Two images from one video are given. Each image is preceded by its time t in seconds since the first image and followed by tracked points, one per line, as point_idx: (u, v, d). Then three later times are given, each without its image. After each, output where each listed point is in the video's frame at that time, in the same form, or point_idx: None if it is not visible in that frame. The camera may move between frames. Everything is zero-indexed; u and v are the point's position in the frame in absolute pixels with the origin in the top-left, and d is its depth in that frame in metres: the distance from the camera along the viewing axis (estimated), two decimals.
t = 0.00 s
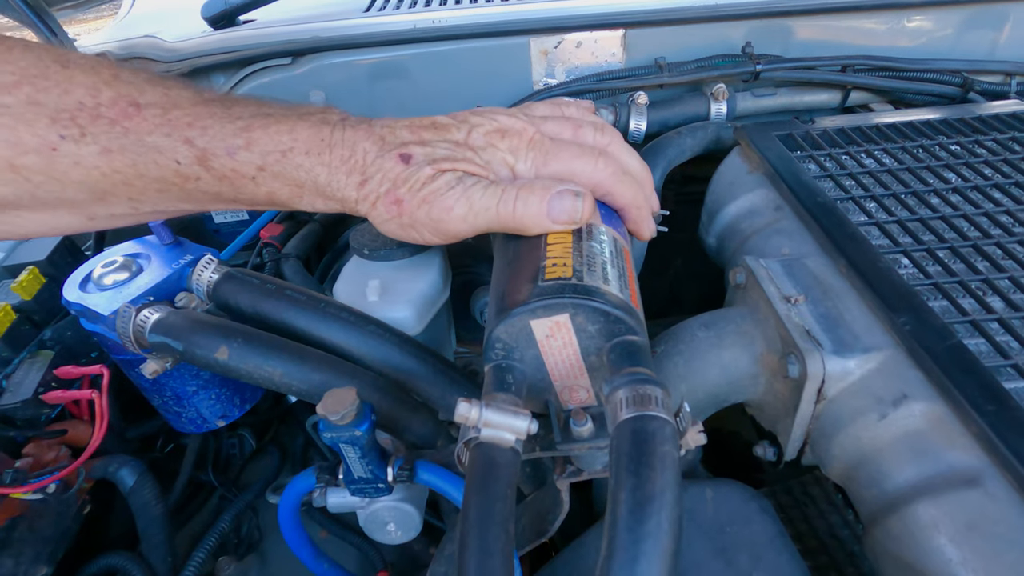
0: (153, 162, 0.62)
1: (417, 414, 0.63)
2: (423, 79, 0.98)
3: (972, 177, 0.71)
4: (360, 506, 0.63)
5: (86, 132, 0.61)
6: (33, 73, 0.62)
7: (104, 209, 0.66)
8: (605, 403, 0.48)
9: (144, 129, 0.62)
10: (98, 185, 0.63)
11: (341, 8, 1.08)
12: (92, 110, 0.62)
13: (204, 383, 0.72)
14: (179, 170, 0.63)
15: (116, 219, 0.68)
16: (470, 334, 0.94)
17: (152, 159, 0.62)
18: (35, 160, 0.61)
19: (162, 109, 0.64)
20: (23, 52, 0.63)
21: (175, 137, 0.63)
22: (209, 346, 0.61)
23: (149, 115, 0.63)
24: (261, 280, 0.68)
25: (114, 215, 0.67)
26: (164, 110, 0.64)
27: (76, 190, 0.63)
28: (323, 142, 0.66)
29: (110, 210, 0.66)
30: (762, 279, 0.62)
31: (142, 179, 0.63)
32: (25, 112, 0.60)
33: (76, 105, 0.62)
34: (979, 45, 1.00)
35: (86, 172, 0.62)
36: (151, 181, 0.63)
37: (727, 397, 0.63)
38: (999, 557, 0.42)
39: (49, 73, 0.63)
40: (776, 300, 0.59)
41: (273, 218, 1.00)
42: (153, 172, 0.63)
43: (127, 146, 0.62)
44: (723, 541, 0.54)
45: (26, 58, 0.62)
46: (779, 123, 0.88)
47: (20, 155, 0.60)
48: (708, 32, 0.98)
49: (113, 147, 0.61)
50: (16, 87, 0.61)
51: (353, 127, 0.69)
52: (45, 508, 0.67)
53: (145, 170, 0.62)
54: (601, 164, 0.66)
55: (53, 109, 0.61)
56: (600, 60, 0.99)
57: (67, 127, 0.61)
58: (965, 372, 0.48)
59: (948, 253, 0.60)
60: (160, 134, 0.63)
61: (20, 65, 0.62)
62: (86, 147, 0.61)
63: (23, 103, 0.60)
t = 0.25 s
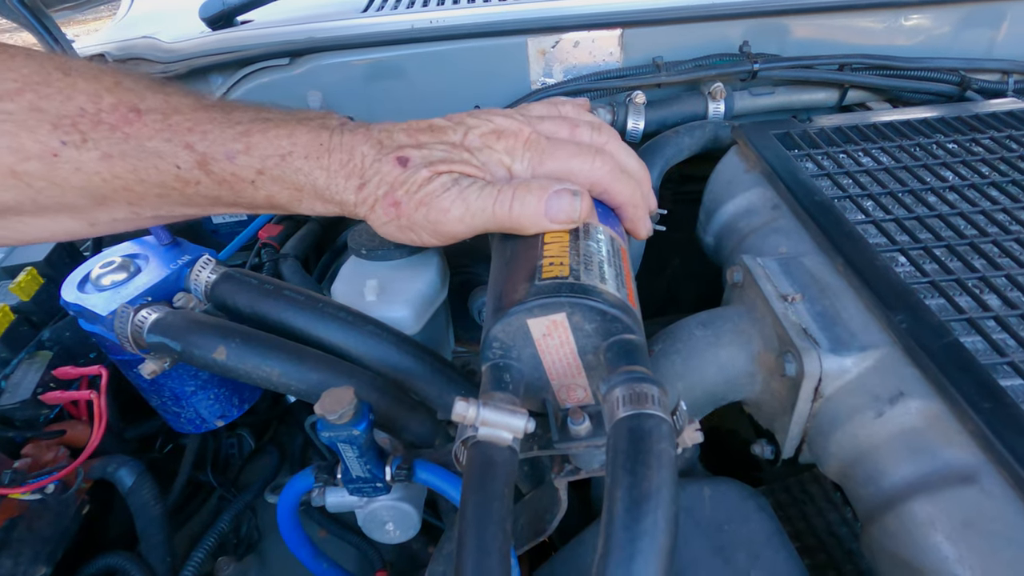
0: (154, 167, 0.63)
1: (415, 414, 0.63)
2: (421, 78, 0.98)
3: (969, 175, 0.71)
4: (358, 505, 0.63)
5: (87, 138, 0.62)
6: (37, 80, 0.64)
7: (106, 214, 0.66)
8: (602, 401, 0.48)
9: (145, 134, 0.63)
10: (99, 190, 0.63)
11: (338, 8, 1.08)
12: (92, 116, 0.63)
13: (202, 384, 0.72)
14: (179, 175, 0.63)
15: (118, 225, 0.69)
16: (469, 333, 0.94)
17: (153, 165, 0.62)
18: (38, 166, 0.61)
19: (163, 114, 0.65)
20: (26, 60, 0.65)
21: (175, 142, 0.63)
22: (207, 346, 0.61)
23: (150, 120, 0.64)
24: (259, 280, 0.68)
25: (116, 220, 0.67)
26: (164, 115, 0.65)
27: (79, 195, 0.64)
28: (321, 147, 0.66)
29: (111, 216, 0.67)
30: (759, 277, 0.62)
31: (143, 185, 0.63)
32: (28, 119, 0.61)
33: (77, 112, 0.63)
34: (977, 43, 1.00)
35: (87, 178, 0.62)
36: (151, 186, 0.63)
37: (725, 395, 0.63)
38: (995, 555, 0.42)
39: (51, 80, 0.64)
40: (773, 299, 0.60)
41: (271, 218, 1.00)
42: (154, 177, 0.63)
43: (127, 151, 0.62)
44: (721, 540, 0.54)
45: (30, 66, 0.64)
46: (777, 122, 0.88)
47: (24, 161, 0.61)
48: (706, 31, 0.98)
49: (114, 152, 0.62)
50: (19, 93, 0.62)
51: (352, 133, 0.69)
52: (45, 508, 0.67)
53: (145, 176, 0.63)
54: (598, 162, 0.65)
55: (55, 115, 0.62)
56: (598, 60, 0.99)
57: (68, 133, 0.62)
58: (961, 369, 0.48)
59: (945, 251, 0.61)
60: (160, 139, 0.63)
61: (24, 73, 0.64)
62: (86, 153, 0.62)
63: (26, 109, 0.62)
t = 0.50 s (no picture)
0: (133, 151, 0.62)
1: (416, 418, 0.64)
2: (421, 84, 0.99)
3: (965, 181, 0.72)
4: (360, 509, 0.63)
5: (63, 120, 0.61)
6: (9, 60, 0.63)
7: (85, 201, 0.66)
8: (601, 407, 0.49)
9: (123, 117, 0.62)
10: (76, 173, 0.63)
11: (340, 14, 1.09)
12: (68, 97, 0.62)
13: (205, 389, 0.73)
14: (161, 159, 0.62)
15: (98, 215, 0.69)
16: (469, 337, 0.94)
17: (132, 148, 0.62)
18: (11, 149, 0.62)
19: (142, 96, 0.63)
20: None
21: (155, 125, 0.62)
22: (210, 352, 0.62)
23: (128, 102, 0.63)
24: (261, 286, 0.68)
25: (95, 207, 0.67)
26: (144, 97, 0.63)
27: (55, 179, 0.64)
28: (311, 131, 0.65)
29: (90, 204, 0.67)
30: (757, 283, 0.63)
31: (122, 168, 0.63)
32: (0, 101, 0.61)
33: (52, 93, 0.62)
34: (974, 47, 1.01)
35: (64, 161, 0.62)
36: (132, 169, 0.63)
37: (724, 400, 0.63)
38: (990, 559, 0.42)
39: (25, 61, 0.63)
40: (770, 304, 0.60)
41: (273, 223, 1.01)
42: (133, 161, 0.62)
43: (105, 134, 0.62)
44: (719, 543, 0.55)
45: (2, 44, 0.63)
46: (775, 127, 0.89)
47: None
48: (704, 36, 0.99)
49: (91, 135, 0.62)
50: None
51: (344, 119, 0.67)
52: (49, 513, 0.68)
53: (125, 159, 0.62)
54: (596, 170, 0.65)
55: (28, 96, 0.61)
56: (598, 65, 0.99)
57: (44, 116, 0.61)
58: (957, 374, 0.49)
59: (941, 257, 0.61)
60: (139, 121, 0.62)
61: None
62: (62, 135, 0.61)
63: None
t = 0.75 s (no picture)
0: (77, 80, 0.48)
1: (416, 421, 0.64)
2: (421, 87, 0.99)
3: (964, 184, 0.72)
4: (359, 511, 0.64)
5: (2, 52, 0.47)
6: None
7: (41, 148, 0.52)
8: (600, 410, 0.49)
9: (63, 45, 0.48)
10: (24, 112, 0.49)
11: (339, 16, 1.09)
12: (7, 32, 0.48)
13: (205, 390, 0.73)
14: (106, 89, 0.48)
15: (56, 169, 0.55)
16: (468, 339, 0.94)
17: (75, 77, 0.48)
18: None
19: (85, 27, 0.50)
20: None
21: (97, 54, 0.48)
22: (210, 354, 0.62)
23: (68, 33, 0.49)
24: (261, 288, 0.68)
25: (50, 153, 0.53)
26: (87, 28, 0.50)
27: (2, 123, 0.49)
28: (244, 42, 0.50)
29: (48, 151, 0.53)
30: (756, 285, 0.63)
31: (68, 102, 0.49)
32: None
33: None
34: (972, 51, 1.01)
35: (6, 99, 0.48)
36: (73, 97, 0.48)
37: (723, 402, 0.63)
38: (988, 562, 0.42)
39: None
40: (769, 307, 0.60)
41: (273, 224, 1.01)
42: (78, 90, 0.48)
43: (48, 65, 0.48)
44: (718, 546, 0.55)
45: None
46: (774, 130, 0.89)
47: None
48: (705, 39, 0.99)
49: (35, 67, 0.48)
50: None
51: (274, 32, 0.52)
52: (48, 515, 0.68)
53: (71, 88, 0.48)
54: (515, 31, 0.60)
55: None
56: (597, 68, 1.00)
57: None
58: (955, 377, 0.49)
59: (939, 260, 0.61)
60: (82, 50, 0.49)
61: None
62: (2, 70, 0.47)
63: None
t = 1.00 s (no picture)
0: (117, 149, 0.53)
1: (415, 422, 0.64)
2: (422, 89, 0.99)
3: (962, 188, 0.72)
4: (359, 512, 0.64)
5: (53, 125, 0.53)
6: None
7: (80, 208, 0.57)
8: (599, 412, 0.49)
9: (107, 117, 0.54)
10: (66, 175, 0.54)
11: (340, 18, 1.10)
12: (57, 104, 0.54)
13: (204, 391, 0.73)
14: (144, 156, 0.53)
15: (95, 223, 0.59)
16: (468, 340, 0.95)
17: (116, 145, 0.53)
18: (3, 155, 0.53)
19: (125, 99, 0.55)
20: None
21: (135, 124, 0.53)
22: (210, 355, 0.62)
23: (112, 105, 0.54)
24: (261, 289, 0.69)
25: (89, 213, 0.57)
26: (128, 99, 0.55)
27: (49, 185, 0.55)
28: (272, 111, 0.53)
29: (86, 210, 0.57)
30: (754, 289, 0.63)
31: (107, 168, 0.54)
32: None
33: (42, 101, 0.54)
34: (971, 55, 1.01)
35: (56, 166, 0.53)
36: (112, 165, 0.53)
37: (721, 405, 0.64)
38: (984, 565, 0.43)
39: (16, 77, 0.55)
40: (768, 310, 0.60)
41: (273, 225, 1.01)
42: (118, 158, 0.53)
43: (93, 136, 0.53)
44: (716, 548, 0.55)
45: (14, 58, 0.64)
46: (773, 133, 0.89)
47: None
48: (704, 43, 0.99)
49: (81, 138, 0.53)
50: None
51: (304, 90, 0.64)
52: (48, 515, 0.68)
53: (111, 157, 0.53)
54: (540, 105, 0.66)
55: (19, 103, 0.53)
56: (597, 70, 1.00)
57: (35, 121, 0.53)
58: (952, 381, 0.49)
59: (937, 263, 0.61)
60: (121, 121, 0.53)
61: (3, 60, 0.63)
62: (53, 140, 0.53)
63: None
